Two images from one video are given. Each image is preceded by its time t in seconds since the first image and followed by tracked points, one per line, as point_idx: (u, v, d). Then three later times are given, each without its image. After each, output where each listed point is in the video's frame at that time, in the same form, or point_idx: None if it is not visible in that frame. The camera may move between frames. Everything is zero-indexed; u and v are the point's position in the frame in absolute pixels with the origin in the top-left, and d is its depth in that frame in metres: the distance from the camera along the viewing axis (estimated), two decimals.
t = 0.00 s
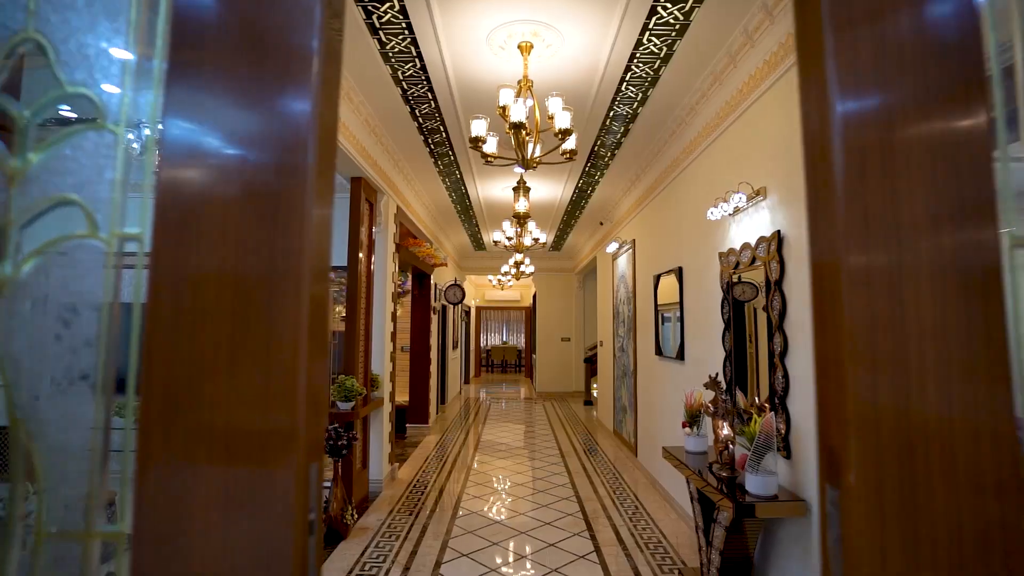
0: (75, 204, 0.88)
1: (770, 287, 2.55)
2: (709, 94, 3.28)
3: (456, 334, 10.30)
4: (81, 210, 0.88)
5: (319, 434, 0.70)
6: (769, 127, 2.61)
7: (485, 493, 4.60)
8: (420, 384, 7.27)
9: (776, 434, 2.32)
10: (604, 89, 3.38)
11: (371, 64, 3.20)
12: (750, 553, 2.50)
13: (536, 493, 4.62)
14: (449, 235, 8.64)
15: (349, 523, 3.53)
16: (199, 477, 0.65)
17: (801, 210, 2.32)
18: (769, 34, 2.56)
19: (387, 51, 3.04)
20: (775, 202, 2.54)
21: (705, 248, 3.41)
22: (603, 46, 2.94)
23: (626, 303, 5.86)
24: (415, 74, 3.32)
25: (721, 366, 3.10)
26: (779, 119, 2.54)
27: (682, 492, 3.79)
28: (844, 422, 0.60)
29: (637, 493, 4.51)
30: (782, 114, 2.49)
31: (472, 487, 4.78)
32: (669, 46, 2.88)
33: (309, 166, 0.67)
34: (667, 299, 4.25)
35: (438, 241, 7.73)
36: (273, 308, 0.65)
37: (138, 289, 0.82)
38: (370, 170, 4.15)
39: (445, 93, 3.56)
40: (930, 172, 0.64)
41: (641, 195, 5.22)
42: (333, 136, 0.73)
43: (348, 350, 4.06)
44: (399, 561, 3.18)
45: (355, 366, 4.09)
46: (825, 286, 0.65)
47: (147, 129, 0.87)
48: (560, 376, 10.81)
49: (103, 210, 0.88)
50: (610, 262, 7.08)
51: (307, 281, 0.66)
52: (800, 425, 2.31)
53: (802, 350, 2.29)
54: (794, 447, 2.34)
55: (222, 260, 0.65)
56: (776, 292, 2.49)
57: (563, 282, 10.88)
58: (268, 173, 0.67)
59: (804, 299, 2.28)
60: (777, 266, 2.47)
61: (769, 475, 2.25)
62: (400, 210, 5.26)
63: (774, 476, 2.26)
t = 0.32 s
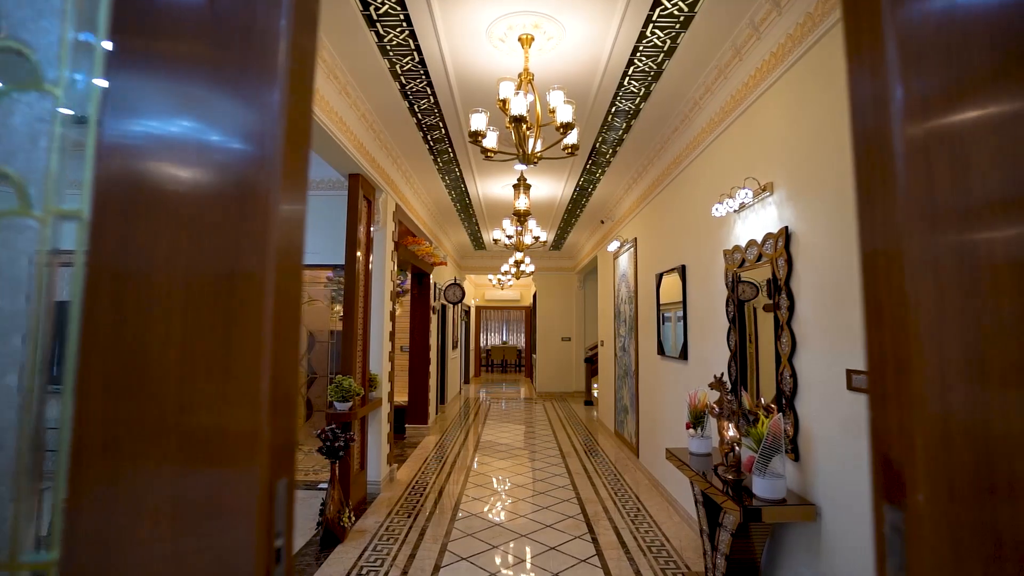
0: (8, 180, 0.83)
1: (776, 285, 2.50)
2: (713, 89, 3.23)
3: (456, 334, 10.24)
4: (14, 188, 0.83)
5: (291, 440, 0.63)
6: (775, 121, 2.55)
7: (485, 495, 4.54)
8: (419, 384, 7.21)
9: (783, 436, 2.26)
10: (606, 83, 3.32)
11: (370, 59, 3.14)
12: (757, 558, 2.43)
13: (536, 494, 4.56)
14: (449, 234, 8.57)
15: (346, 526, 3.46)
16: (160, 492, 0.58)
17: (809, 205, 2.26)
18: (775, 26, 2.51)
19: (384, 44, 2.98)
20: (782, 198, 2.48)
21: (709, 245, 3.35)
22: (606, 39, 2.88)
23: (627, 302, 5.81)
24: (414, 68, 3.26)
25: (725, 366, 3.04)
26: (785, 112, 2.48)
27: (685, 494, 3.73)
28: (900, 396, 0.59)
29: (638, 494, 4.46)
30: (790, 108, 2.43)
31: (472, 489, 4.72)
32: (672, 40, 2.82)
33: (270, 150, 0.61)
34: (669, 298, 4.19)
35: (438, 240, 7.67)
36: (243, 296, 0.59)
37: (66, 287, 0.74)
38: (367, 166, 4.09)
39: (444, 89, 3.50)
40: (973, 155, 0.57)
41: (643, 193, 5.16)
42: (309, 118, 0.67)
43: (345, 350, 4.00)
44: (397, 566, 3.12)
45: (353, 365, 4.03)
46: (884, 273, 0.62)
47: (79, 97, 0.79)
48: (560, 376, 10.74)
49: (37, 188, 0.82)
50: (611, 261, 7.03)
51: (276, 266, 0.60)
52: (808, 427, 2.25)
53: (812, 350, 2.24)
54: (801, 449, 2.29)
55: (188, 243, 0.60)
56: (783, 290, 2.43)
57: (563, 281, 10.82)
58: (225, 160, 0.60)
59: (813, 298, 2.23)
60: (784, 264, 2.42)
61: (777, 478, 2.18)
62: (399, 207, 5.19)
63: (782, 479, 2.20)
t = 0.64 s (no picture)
0: None
1: (784, 284, 2.43)
2: (717, 83, 3.16)
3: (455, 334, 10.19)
4: None
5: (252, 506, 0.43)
6: (784, 115, 2.49)
7: (485, 497, 4.47)
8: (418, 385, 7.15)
9: (792, 438, 2.19)
10: (608, 78, 3.26)
11: (367, 52, 3.08)
12: (764, 564, 2.36)
13: (536, 496, 4.49)
14: (450, 232, 8.53)
15: (343, 529, 3.39)
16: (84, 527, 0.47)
17: (820, 201, 2.19)
18: (783, 17, 2.44)
19: (382, 37, 2.91)
20: (791, 193, 2.41)
21: (713, 243, 3.28)
22: (609, 32, 2.81)
23: (628, 302, 5.75)
24: (412, 62, 3.19)
25: (731, 366, 2.97)
26: (794, 105, 2.41)
27: (689, 496, 3.66)
28: (1022, 399, 0.38)
29: (641, 496, 4.39)
30: (799, 100, 2.36)
31: (471, 491, 4.65)
32: (677, 32, 2.76)
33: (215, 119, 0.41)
34: (672, 297, 4.13)
35: (437, 239, 7.62)
36: (181, 316, 0.39)
37: None
38: (365, 163, 4.02)
39: (443, 83, 3.44)
40: None
41: (644, 191, 5.09)
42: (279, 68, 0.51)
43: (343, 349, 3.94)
44: (395, 570, 3.05)
45: (350, 366, 3.96)
46: (968, 181, 0.43)
47: None
48: (561, 376, 10.69)
49: None
50: (612, 260, 6.98)
51: (228, 249, 0.40)
52: (818, 428, 2.18)
53: (823, 350, 2.16)
54: (811, 452, 2.22)
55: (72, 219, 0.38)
56: (792, 288, 2.36)
57: (563, 281, 10.79)
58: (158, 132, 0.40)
59: (825, 296, 2.15)
60: (792, 261, 2.35)
61: (786, 482, 2.11)
62: (397, 205, 5.13)
63: (792, 483, 2.12)
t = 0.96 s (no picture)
0: None
1: (792, 282, 2.36)
2: (722, 78, 3.09)
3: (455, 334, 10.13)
4: None
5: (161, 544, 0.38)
6: (793, 108, 2.41)
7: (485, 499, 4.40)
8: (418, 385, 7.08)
9: (803, 442, 2.11)
10: (612, 72, 3.19)
11: (363, 46, 3.00)
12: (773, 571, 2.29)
13: (537, 499, 4.42)
14: (449, 232, 8.46)
15: (341, 534, 3.31)
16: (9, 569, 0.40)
17: (832, 197, 2.12)
18: (793, 8, 2.37)
19: (380, 30, 2.84)
20: (800, 190, 2.34)
21: (718, 242, 3.21)
22: (612, 24, 2.74)
23: (630, 301, 5.69)
24: (411, 57, 3.13)
25: (737, 367, 2.90)
26: (804, 97, 2.34)
27: (693, 499, 3.59)
28: None
29: (643, 499, 4.32)
30: (808, 94, 2.30)
31: (472, 493, 4.59)
32: (682, 25, 2.69)
33: (145, 97, 0.31)
34: (675, 297, 4.06)
35: (437, 238, 7.56)
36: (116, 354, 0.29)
37: None
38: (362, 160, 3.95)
39: (443, 79, 3.38)
40: None
41: (647, 189, 5.02)
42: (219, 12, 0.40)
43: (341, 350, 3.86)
44: None
45: (348, 367, 3.89)
46: None
47: None
48: (561, 376, 10.61)
49: None
50: (613, 259, 6.90)
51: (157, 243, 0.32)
52: (829, 431, 2.11)
53: (834, 350, 2.09)
54: (822, 456, 2.15)
55: None
56: (802, 287, 2.29)
57: (564, 281, 10.72)
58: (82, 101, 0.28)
59: (836, 295, 2.08)
60: (802, 259, 2.28)
61: (797, 488, 2.04)
62: (396, 204, 5.06)
63: (803, 488, 2.05)
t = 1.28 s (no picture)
0: None
1: (801, 281, 2.29)
2: (728, 73, 3.03)
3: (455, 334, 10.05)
4: None
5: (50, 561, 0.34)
6: (803, 102, 2.34)
7: (485, 502, 4.33)
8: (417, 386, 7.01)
9: (813, 446, 2.05)
10: (614, 67, 3.12)
11: (360, 39, 2.93)
12: None
13: (538, 502, 4.35)
14: (449, 231, 8.39)
15: (338, 538, 3.24)
16: None
17: (844, 193, 2.05)
18: None
19: (378, 23, 2.77)
20: (810, 186, 2.27)
21: (723, 240, 3.14)
22: (616, 17, 2.67)
23: (632, 301, 5.63)
24: (409, 51, 3.06)
25: (744, 369, 2.83)
26: (815, 91, 2.27)
27: (697, 503, 3.53)
28: None
29: (646, 502, 4.26)
30: (818, 87, 2.24)
31: (471, 496, 4.52)
32: (687, 18, 2.62)
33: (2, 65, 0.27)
34: (679, 296, 3.99)
35: (437, 237, 7.49)
36: None
37: None
38: (360, 157, 3.88)
39: (442, 74, 3.33)
40: None
41: (649, 187, 4.95)
42: None
43: (338, 351, 3.79)
44: None
45: (346, 368, 3.82)
46: None
47: None
48: (561, 377, 10.53)
49: None
50: (615, 258, 6.83)
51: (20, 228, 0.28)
52: (839, 434, 2.05)
53: (845, 351, 2.02)
54: (832, 460, 2.09)
55: None
56: (811, 286, 2.22)
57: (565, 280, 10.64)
58: None
59: (848, 293, 2.01)
60: (811, 257, 2.21)
61: (807, 494, 1.97)
62: (395, 202, 4.99)
63: (813, 494, 1.98)
